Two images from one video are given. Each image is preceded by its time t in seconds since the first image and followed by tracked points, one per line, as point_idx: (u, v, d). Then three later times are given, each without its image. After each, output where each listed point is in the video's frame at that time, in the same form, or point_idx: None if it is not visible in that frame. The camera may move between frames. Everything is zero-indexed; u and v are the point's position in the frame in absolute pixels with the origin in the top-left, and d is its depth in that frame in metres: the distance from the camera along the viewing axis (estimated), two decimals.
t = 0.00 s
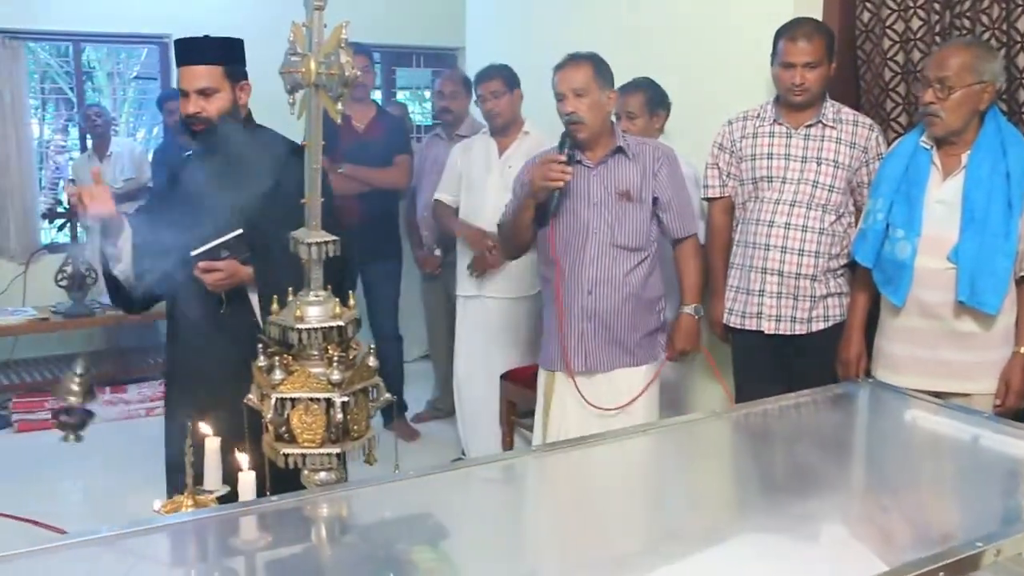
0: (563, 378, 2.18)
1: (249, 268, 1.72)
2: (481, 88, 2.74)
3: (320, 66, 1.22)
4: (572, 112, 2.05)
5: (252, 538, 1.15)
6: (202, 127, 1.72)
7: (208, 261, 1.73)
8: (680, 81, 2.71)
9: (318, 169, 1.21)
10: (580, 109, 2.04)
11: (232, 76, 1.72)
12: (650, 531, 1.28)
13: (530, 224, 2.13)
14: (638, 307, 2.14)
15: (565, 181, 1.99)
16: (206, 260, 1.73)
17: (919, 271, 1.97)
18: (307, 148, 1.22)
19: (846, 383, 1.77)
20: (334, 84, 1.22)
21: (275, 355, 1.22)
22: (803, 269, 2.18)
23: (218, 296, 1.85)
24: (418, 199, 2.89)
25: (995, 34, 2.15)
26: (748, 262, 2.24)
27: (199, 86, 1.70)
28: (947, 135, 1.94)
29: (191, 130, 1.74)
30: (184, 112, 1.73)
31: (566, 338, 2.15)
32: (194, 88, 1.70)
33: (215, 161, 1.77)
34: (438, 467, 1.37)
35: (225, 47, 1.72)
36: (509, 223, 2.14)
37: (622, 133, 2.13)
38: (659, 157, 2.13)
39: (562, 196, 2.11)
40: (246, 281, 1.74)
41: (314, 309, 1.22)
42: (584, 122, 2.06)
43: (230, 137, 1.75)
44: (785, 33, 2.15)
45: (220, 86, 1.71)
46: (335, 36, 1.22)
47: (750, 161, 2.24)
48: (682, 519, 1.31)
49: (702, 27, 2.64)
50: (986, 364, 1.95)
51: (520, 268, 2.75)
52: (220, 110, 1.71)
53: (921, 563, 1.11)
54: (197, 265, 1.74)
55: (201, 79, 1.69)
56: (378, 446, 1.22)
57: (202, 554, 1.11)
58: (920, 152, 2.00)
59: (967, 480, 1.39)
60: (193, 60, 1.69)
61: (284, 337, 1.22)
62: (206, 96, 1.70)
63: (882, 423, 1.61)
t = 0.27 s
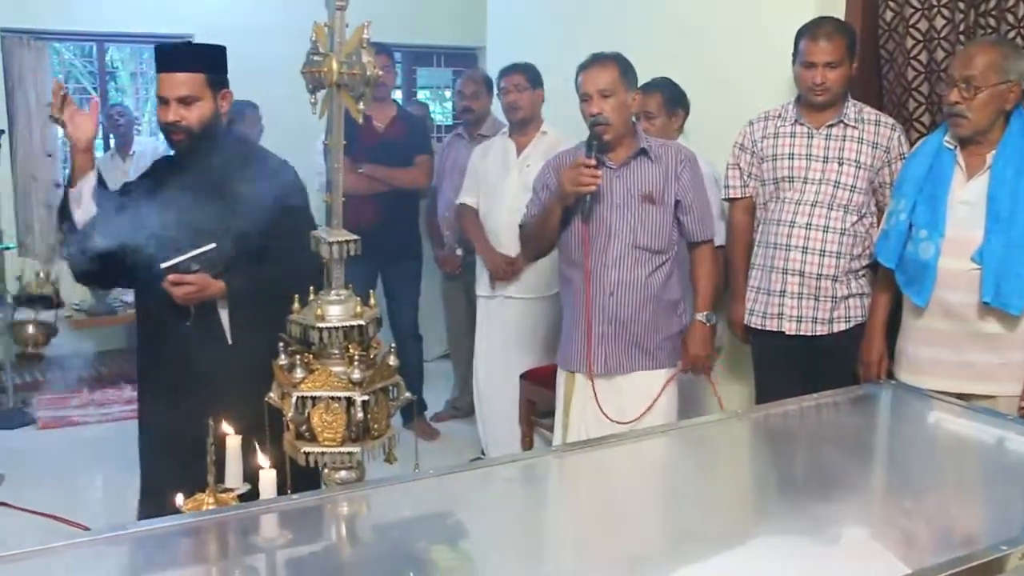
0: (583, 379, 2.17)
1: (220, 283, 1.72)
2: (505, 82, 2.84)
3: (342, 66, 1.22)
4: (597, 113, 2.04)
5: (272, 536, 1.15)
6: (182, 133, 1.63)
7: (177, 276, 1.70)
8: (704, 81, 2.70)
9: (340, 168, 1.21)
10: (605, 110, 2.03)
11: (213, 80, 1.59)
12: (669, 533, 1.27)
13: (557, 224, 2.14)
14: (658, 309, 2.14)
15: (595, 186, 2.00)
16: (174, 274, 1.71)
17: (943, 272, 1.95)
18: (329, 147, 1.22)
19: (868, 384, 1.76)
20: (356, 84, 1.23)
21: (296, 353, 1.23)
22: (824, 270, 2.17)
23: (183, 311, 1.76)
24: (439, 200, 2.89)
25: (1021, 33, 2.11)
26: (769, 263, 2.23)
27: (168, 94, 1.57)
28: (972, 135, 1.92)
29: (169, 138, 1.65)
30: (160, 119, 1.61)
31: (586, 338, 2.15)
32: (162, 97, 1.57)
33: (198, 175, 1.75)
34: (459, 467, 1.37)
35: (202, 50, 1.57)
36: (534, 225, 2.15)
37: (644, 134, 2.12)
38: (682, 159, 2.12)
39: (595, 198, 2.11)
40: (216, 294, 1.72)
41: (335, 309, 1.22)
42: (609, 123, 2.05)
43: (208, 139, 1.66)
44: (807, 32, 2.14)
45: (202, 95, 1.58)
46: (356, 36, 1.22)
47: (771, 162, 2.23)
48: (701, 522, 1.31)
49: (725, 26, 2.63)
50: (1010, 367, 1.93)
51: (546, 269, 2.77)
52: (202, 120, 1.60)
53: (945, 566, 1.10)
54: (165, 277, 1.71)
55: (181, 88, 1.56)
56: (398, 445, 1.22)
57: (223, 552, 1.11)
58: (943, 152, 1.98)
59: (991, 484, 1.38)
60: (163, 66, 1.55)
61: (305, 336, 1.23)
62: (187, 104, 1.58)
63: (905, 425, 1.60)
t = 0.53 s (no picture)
0: (597, 379, 2.18)
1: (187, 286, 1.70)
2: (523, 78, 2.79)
3: (360, 66, 1.22)
4: (615, 114, 2.03)
5: (288, 535, 1.16)
6: (151, 129, 1.63)
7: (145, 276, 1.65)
8: (721, 81, 2.70)
9: (358, 168, 1.22)
10: (624, 111, 2.03)
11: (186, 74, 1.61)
12: (684, 531, 1.26)
13: (576, 225, 2.13)
14: (674, 309, 2.13)
15: (612, 188, 2.00)
16: (142, 277, 1.65)
17: (962, 273, 1.94)
18: (347, 147, 1.23)
19: (884, 386, 1.75)
20: (374, 84, 1.23)
21: (314, 353, 1.23)
22: (842, 271, 2.16)
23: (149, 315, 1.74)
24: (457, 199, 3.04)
25: None
26: (786, 264, 2.22)
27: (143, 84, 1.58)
28: (992, 134, 1.91)
29: (139, 132, 1.64)
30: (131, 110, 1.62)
31: (602, 338, 2.15)
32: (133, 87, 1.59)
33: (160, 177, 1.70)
34: (475, 468, 1.37)
35: (178, 44, 1.60)
36: (552, 227, 2.16)
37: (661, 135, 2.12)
38: (699, 160, 2.11)
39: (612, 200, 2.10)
40: (181, 299, 1.70)
41: (352, 309, 1.22)
42: (627, 124, 2.05)
43: (175, 136, 1.66)
44: (825, 32, 2.13)
45: (172, 88, 1.59)
46: (374, 36, 1.22)
47: (789, 162, 2.22)
48: (718, 519, 1.30)
49: (742, 26, 2.63)
50: None
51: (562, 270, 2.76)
52: (173, 116, 1.61)
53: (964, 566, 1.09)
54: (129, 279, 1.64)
55: (158, 81, 1.58)
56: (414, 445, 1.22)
57: (239, 549, 1.12)
58: (963, 151, 1.97)
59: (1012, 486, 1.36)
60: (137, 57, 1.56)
61: (322, 335, 1.23)
62: (157, 97, 1.59)
63: (923, 427, 1.59)
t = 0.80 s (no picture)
0: (615, 380, 2.17)
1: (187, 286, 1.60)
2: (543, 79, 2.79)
3: (378, 66, 1.22)
4: (632, 114, 2.03)
5: (304, 533, 1.16)
6: (129, 126, 1.53)
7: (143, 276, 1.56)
8: (740, 81, 2.69)
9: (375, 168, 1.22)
10: (641, 111, 2.02)
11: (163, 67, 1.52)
12: (699, 532, 1.26)
13: (595, 228, 2.13)
14: (693, 310, 2.12)
15: (630, 189, 2.00)
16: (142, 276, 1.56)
17: (981, 274, 1.92)
18: (365, 146, 1.24)
19: (901, 388, 1.74)
20: (392, 84, 1.24)
21: (331, 352, 1.24)
22: (859, 272, 2.15)
23: (143, 316, 1.64)
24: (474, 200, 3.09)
25: None
26: (803, 264, 2.22)
27: (118, 80, 1.48)
28: (1012, 135, 1.89)
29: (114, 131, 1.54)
30: (106, 107, 1.52)
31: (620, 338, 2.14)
32: (107, 84, 1.49)
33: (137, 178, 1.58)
34: (491, 467, 1.37)
35: (156, 38, 1.51)
36: (571, 228, 2.15)
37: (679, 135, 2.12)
38: (716, 160, 2.10)
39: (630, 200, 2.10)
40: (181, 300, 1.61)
41: (369, 309, 1.22)
42: (644, 124, 2.04)
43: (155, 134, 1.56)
44: (843, 32, 2.12)
45: (149, 83, 1.50)
46: (392, 36, 1.23)
47: (806, 162, 2.22)
48: (734, 521, 1.29)
49: (759, 26, 2.62)
50: None
51: (578, 271, 2.77)
52: (152, 113, 1.52)
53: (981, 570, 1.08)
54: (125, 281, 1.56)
55: (135, 78, 1.48)
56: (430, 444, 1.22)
57: (256, 548, 1.12)
58: (982, 152, 1.95)
59: None
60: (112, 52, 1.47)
61: (339, 335, 1.23)
62: (134, 93, 1.50)
63: (941, 429, 1.58)
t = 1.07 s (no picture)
0: (642, 380, 2.16)
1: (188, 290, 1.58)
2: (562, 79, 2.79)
3: (399, 66, 1.23)
4: (657, 113, 2.02)
5: (325, 532, 1.17)
6: (106, 130, 1.46)
7: (148, 281, 1.53)
8: (762, 82, 2.68)
9: (397, 167, 1.23)
10: (666, 111, 2.01)
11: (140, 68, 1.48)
12: (722, 535, 1.25)
13: (619, 228, 2.11)
14: (715, 310, 2.12)
15: (657, 185, 1.99)
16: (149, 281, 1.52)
17: (1005, 276, 1.91)
18: (385, 145, 1.23)
19: (922, 390, 1.73)
20: (413, 84, 1.24)
21: (351, 352, 1.24)
22: (881, 272, 2.14)
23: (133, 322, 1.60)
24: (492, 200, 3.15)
25: None
26: (824, 265, 2.20)
27: (98, 82, 1.43)
28: None
29: (88, 135, 1.47)
30: (81, 109, 1.45)
31: (644, 339, 2.13)
32: (84, 86, 1.43)
33: (122, 182, 1.53)
34: (511, 467, 1.37)
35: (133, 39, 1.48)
36: (595, 228, 2.13)
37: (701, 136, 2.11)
38: (739, 161, 2.10)
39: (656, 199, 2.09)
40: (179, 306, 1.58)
41: (390, 308, 1.23)
42: (669, 124, 2.03)
43: (134, 137, 1.50)
44: (865, 31, 2.10)
45: (128, 85, 1.45)
46: (414, 36, 1.23)
47: (828, 162, 2.20)
48: (757, 523, 1.28)
49: (780, 26, 2.61)
50: None
51: (593, 272, 2.76)
52: (129, 113, 1.47)
53: None
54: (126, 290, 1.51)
55: (117, 79, 1.44)
56: (450, 444, 1.22)
57: (276, 547, 1.12)
58: (1006, 152, 1.94)
59: None
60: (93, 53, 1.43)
61: (360, 334, 1.24)
62: (113, 96, 1.45)
63: (964, 432, 1.57)
